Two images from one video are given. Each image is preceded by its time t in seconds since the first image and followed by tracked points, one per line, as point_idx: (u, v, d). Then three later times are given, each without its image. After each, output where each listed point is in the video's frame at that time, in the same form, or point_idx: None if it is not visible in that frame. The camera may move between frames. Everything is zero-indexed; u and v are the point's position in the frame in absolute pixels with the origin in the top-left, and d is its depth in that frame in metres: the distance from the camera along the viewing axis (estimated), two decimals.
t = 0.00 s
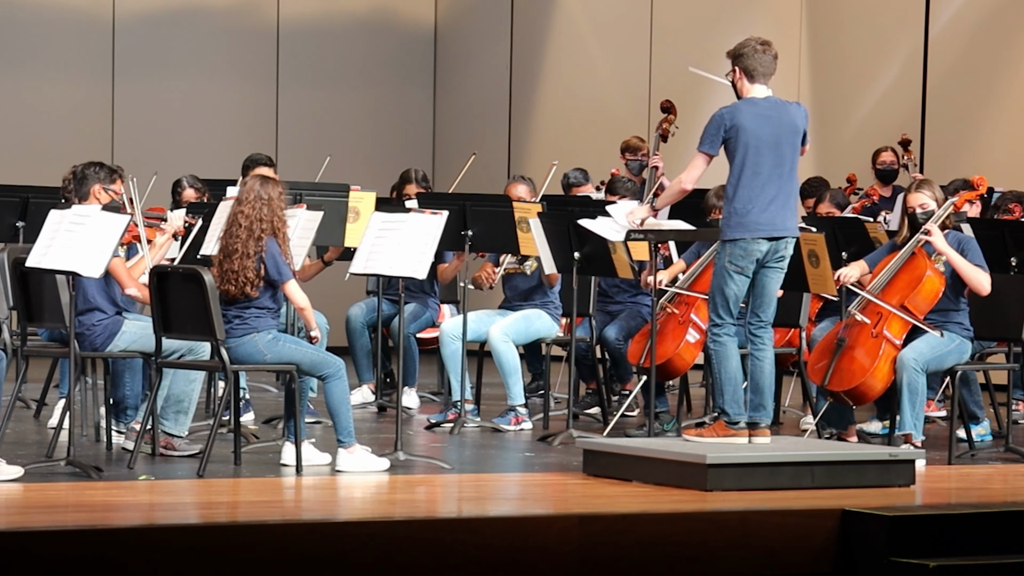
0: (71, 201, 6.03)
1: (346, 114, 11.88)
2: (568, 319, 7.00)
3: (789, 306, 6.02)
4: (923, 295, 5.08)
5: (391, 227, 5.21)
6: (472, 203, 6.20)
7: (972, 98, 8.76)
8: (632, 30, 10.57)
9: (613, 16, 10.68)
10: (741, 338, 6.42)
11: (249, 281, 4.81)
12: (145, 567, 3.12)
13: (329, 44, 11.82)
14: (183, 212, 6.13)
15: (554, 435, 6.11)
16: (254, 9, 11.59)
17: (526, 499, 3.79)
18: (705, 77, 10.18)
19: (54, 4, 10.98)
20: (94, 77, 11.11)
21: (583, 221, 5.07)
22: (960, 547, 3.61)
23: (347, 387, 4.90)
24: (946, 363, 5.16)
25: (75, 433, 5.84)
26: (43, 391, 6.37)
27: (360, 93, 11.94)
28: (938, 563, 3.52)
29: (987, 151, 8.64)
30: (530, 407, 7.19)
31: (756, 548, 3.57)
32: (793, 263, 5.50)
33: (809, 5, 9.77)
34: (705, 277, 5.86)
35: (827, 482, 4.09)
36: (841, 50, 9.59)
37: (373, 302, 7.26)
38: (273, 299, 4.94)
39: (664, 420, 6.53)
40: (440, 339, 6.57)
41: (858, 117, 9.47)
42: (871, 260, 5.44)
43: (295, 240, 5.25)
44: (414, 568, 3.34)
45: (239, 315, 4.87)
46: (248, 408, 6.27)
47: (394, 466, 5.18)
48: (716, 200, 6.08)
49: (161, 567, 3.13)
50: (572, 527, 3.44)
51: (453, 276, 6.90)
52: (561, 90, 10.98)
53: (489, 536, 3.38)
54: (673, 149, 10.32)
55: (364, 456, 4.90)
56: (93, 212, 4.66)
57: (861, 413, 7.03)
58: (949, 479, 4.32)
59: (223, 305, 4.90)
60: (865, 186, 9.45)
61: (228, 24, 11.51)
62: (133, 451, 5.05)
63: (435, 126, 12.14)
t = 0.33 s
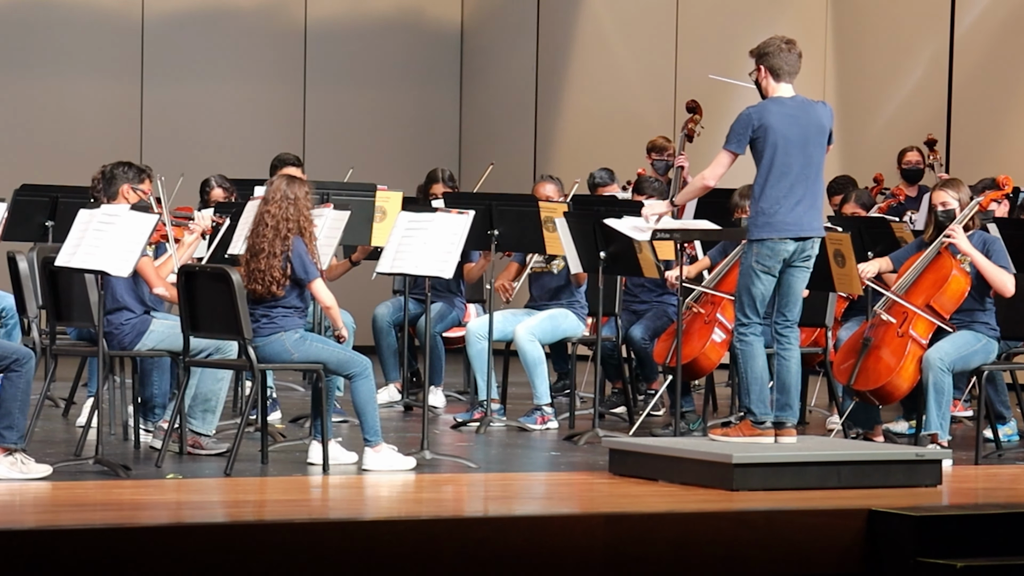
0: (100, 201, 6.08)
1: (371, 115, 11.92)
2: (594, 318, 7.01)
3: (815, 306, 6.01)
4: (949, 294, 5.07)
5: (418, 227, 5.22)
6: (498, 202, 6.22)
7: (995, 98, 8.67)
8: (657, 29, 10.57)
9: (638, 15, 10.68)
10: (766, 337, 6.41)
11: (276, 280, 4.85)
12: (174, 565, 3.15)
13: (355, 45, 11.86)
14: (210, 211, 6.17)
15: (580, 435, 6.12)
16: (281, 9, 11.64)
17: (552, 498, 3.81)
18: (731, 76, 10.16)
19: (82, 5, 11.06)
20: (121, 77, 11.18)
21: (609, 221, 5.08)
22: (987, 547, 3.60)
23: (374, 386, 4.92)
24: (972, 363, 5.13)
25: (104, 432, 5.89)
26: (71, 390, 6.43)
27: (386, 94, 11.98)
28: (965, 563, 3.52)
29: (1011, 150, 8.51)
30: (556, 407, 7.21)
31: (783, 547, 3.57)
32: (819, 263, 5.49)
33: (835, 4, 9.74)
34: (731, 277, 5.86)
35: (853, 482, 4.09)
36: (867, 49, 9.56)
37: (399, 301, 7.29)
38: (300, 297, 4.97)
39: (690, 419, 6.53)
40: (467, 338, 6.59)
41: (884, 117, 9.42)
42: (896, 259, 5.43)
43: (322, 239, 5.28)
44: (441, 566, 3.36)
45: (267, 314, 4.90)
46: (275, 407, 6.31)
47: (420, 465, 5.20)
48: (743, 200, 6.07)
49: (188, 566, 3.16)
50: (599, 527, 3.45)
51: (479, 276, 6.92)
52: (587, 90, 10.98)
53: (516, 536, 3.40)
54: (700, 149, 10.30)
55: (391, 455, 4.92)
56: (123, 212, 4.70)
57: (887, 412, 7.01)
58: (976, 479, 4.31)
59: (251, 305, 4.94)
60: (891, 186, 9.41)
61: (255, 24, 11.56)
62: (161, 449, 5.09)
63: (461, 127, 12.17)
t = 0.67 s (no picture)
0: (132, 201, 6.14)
1: (401, 115, 11.98)
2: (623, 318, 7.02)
3: (843, 306, 6.00)
4: (978, 295, 5.04)
5: (447, 227, 5.25)
6: (527, 202, 6.24)
7: None
8: (687, 29, 10.56)
9: (668, 15, 10.67)
10: (794, 337, 6.41)
11: (306, 280, 4.89)
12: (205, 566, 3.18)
13: (386, 45, 11.92)
14: (240, 211, 6.22)
15: (609, 434, 6.13)
16: (311, 9, 11.70)
17: (581, 497, 3.83)
18: (761, 76, 10.15)
19: (115, 7, 11.15)
20: (153, 79, 11.27)
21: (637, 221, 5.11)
22: (1015, 547, 3.61)
23: (403, 385, 4.96)
24: (1002, 363, 5.12)
25: (135, 431, 5.95)
26: (103, 389, 6.50)
27: (416, 94, 12.02)
28: (994, 564, 3.54)
29: None
30: (585, 406, 7.23)
31: (811, 548, 3.59)
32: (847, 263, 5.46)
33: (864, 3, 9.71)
34: (759, 277, 5.86)
35: (881, 482, 4.10)
36: (896, 49, 9.53)
37: (429, 300, 7.33)
38: (330, 297, 5.01)
39: (718, 419, 6.54)
40: (495, 338, 6.62)
41: (914, 117, 9.38)
42: (926, 257, 5.44)
43: (352, 239, 5.32)
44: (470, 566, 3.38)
45: (296, 313, 4.94)
46: (305, 407, 6.36)
47: (450, 465, 5.23)
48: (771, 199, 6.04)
49: (220, 566, 3.19)
50: (628, 526, 3.47)
51: (508, 275, 6.95)
52: (616, 89, 10.99)
53: (546, 535, 3.42)
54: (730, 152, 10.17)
55: (420, 454, 4.96)
56: (154, 211, 4.75)
57: (917, 413, 6.99)
58: (1005, 479, 4.31)
59: (281, 305, 4.98)
60: (920, 186, 9.37)
61: (286, 25, 11.62)
62: (191, 448, 5.13)
63: (491, 127, 12.20)
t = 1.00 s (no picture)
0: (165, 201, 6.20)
1: (433, 115, 12.02)
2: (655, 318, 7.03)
3: (875, 306, 5.99)
4: (1010, 296, 5.04)
5: (479, 227, 5.28)
6: (558, 202, 6.26)
7: None
8: (718, 27, 10.54)
9: (700, 13, 10.65)
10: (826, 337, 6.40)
11: (338, 279, 4.92)
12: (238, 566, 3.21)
13: (418, 45, 11.95)
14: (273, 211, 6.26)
15: (640, 434, 6.13)
16: (343, 9, 11.75)
17: (611, 497, 3.84)
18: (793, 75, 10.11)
19: (149, 9, 11.24)
20: (187, 80, 11.35)
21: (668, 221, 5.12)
22: None
23: (435, 384, 4.99)
24: None
25: (168, 430, 6.01)
26: (136, 388, 6.57)
27: (448, 94, 12.06)
28: None
29: None
30: (616, 406, 7.24)
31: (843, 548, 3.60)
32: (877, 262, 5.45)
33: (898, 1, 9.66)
34: (789, 279, 5.87)
35: (913, 483, 4.10)
36: (929, 48, 9.48)
37: (460, 300, 7.36)
38: (362, 297, 5.05)
39: (749, 419, 6.53)
40: (526, 337, 6.64)
41: (945, 118, 9.33)
42: (959, 254, 5.41)
43: (385, 238, 5.36)
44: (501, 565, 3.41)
45: (328, 313, 4.98)
46: (337, 406, 6.41)
47: (480, 464, 5.25)
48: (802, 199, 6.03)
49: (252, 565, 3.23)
50: (659, 526, 3.48)
51: (539, 274, 6.97)
52: (647, 88, 10.98)
53: (576, 535, 3.44)
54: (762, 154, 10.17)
55: (451, 454, 4.99)
56: (186, 211, 4.80)
57: (949, 413, 6.96)
58: None
59: (313, 304, 5.02)
60: (953, 185, 9.31)
61: (318, 24, 11.68)
62: (224, 448, 5.17)
63: (523, 126, 12.23)
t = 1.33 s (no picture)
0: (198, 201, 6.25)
1: (466, 115, 12.06)
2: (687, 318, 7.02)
3: (908, 306, 5.97)
4: None
5: (511, 227, 5.30)
6: (591, 202, 6.27)
7: None
8: (751, 26, 10.52)
9: (732, 12, 10.64)
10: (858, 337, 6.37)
11: (371, 279, 4.96)
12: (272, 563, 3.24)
13: (451, 45, 12.00)
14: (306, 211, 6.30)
15: (672, 434, 6.13)
16: (377, 9, 11.80)
17: (643, 497, 3.85)
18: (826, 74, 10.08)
19: (184, 10, 11.33)
20: (221, 80, 11.43)
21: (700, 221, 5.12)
22: None
23: (467, 384, 5.01)
24: None
25: (201, 429, 6.05)
26: (169, 387, 6.62)
27: (482, 94, 12.11)
28: None
29: None
30: (648, 406, 7.25)
31: (876, 548, 3.61)
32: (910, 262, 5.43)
33: None
34: (821, 279, 5.86)
35: (947, 484, 4.08)
36: (962, 48, 9.43)
37: (493, 300, 7.38)
38: (394, 297, 5.07)
39: (781, 419, 6.52)
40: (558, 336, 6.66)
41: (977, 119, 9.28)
42: (993, 256, 5.38)
43: (417, 238, 5.38)
44: (533, 563, 3.42)
45: (361, 312, 5.01)
46: (369, 405, 6.44)
47: (512, 463, 5.26)
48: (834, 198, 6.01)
49: (286, 563, 3.26)
50: (691, 526, 3.49)
51: (571, 274, 6.97)
52: (680, 88, 10.98)
53: (608, 534, 3.45)
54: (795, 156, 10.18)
55: (484, 453, 5.01)
56: (218, 211, 4.85)
57: (982, 415, 6.93)
58: None
59: (346, 303, 5.05)
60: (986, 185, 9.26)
61: (352, 25, 11.74)
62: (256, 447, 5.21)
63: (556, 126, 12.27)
